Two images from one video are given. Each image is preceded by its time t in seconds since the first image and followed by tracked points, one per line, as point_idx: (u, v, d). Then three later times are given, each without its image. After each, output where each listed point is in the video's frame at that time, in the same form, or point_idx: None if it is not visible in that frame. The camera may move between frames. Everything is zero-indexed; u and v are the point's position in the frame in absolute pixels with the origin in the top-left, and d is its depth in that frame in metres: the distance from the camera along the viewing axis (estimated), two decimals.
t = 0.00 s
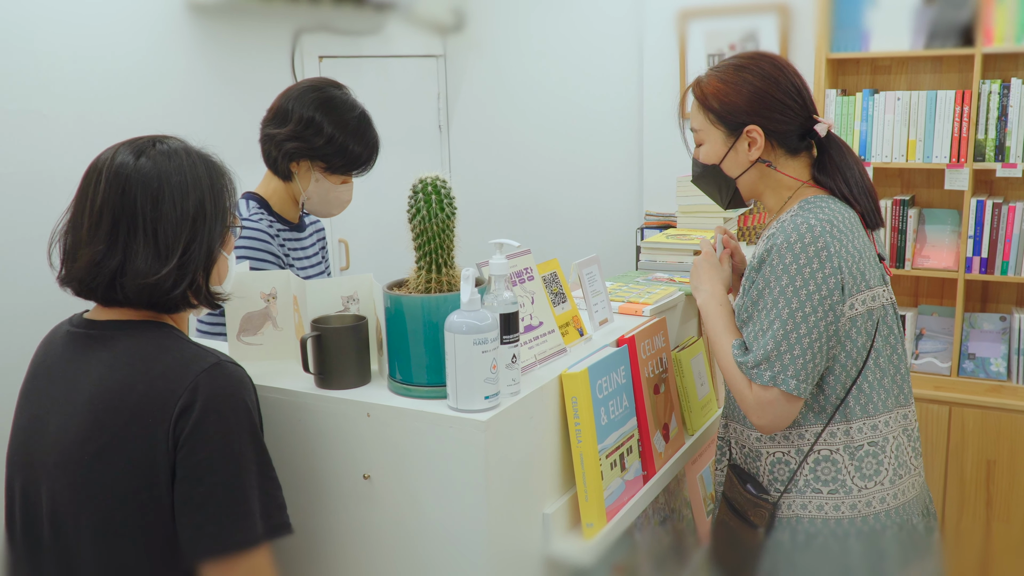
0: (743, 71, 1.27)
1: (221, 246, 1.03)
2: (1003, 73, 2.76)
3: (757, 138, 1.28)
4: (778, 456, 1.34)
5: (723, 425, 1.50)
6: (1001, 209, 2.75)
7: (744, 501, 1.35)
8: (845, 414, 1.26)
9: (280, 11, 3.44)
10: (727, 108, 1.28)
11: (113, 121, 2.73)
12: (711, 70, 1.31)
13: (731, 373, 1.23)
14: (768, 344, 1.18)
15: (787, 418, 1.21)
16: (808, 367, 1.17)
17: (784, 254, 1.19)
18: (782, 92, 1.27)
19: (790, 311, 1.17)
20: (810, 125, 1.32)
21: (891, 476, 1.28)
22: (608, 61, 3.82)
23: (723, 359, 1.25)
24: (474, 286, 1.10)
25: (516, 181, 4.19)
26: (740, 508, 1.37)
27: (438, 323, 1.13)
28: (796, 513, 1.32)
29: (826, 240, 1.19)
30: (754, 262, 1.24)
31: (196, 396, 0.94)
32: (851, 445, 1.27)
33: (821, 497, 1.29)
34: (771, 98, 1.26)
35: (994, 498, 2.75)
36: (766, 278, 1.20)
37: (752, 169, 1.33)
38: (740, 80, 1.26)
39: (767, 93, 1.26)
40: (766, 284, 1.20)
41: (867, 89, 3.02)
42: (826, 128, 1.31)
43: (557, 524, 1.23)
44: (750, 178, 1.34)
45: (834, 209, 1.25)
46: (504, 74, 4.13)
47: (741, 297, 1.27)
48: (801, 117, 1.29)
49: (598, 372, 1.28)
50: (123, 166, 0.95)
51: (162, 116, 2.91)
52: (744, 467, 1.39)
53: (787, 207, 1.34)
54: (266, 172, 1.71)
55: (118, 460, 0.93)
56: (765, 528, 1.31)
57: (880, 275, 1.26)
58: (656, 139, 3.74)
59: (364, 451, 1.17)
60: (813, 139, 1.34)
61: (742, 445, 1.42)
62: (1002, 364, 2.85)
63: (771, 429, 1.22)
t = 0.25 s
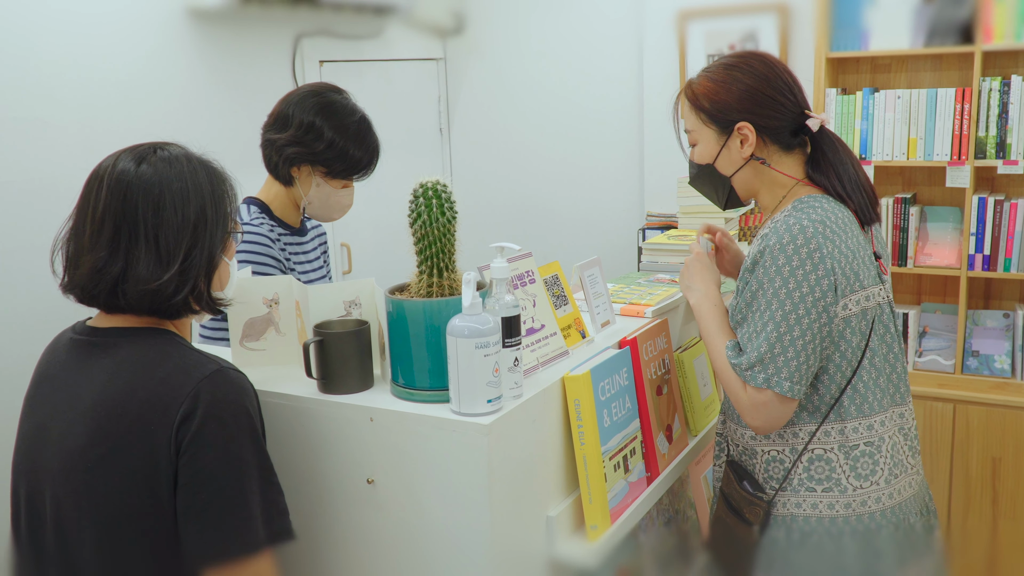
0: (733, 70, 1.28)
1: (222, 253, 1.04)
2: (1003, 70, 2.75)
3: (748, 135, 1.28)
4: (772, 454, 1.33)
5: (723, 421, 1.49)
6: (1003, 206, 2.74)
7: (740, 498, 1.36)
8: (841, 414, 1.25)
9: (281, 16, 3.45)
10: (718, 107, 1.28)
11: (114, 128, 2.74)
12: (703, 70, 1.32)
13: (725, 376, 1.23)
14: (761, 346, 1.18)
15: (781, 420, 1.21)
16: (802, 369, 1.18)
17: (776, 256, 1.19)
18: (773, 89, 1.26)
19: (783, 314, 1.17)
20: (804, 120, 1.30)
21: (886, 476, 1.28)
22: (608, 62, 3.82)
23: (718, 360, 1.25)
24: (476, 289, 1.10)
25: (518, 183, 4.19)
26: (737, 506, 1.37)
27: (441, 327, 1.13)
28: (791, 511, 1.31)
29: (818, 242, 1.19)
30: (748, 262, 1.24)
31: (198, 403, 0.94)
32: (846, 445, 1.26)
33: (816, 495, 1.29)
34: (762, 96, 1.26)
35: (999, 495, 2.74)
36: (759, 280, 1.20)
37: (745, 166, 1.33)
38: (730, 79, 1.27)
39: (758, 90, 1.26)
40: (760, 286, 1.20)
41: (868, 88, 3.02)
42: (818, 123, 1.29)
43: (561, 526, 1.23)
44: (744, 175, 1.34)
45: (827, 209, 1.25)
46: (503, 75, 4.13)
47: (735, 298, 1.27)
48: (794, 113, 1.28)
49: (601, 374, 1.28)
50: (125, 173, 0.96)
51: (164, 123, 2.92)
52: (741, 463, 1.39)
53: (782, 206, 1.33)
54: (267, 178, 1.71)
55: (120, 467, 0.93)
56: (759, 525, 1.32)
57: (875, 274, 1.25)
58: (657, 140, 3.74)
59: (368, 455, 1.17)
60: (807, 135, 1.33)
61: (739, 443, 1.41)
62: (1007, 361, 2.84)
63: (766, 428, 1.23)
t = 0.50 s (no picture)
0: (727, 74, 1.28)
1: (223, 257, 1.04)
2: (1005, 71, 2.75)
3: (741, 138, 1.29)
4: (767, 459, 1.32)
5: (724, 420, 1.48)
6: (1006, 207, 2.74)
7: (737, 500, 1.35)
8: (833, 423, 1.25)
9: (283, 20, 3.45)
10: (711, 111, 1.29)
11: (117, 133, 2.74)
12: (697, 76, 1.32)
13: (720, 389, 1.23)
14: (752, 360, 1.18)
15: (771, 433, 1.22)
16: (792, 383, 1.17)
17: (765, 270, 1.19)
18: (767, 92, 1.27)
19: (772, 329, 1.17)
20: (798, 122, 1.30)
21: (879, 485, 1.26)
22: (610, 65, 3.82)
23: (713, 371, 1.25)
24: (478, 293, 1.10)
25: (521, 186, 4.19)
26: (733, 506, 1.36)
27: (444, 330, 1.13)
28: (783, 516, 1.30)
29: (807, 255, 1.18)
30: (738, 274, 1.23)
31: (200, 410, 0.94)
32: (838, 454, 1.25)
33: (807, 501, 1.28)
34: (756, 99, 1.26)
35: (1004, 497, 2.73)
36: (749, 294, 1.20)
37: (740, 170, 1.33)
38: (723, 83, 1.28)
39: (750, 93, 1.26)
40: (749, 301, 1.20)
41: (870, 89, 3.01)
42: (813, 124, 1.28)
43: (565, 530, 1.22)
44: (739, 179, 1.34)
45: (821, 218, 1.24)
46: (505, 79, 4.13)
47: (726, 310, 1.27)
48: (788, 116, 1.28)
49: (604, 378, 1.28)
50: (127, 177, 0.96)
51: (166, 128, 2.92)
52: (739, 464, 1.38)
53: (777, 212, 1.33)
54: (269, 182, 1.72)
55: (124, 474, 0.93)
56: (754, 529, 1.31)
57: (868, 282, 1.24)
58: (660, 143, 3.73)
59: (371, 460, 1.17)
60: (802, 138, 1.32)
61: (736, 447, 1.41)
62: (1011, 362, 2.83)
63: (758, 439, 1.23)
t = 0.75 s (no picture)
0: (727, 80, 1.28)
1: (227, 263, 1.04)
2: (1007, 71, 2.75)
3: (741, 145, 1.29)
4: (773, 466, 1.33)
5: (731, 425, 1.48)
6: (1010, 208, 2.72)
7: (746, 507, 1.37)
8: (840, 428, 1.25)
9: (285, 26, 3.46)
10: (712, 119, 1.30)
11: (120, 141, 2.75)
12: (699, 82, 1.33)
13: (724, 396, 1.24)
14: (756, 367, 1.18)
15: (778, 439, 1.22)
16: (797, 390, 1.18)
17: (769, 277, 1.19)
18: (768, 98, 1.26)
19: (777, 336, 1.17)
20: (800, 128, 1.30)
21: (887, 490, 1.26)
22: (612, 68, 3.82)
23: (717, 379, 1.25)
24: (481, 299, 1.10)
25: (523, 189, 4.19)
26: (744, 514, 1.38)
27: (447, 335, 1.13)
28: (792, 523, 1.30)
29: (810, 261, 1.18)
30: (742, 281, 1.24)
31: (203, 417, 0.94)
32: (845, 460, 1.25)
33: (814, 509, 1.28)
34: (756, 105, 1.26)
35: (1010, 499, 2.72)
36: (753, 301, 1.20)
37: (741, 176, 1.33)
38: (724, 90, 1.28)
39: (751, 100, 1.26)
40: (753, 308, 1.20)
41: (871, 91, 3.01)
42: (816, 129, 1.28)
43: (570, 534, 1.23)
44: (742, 186, 1.34)
45: (824, 224, 1.24)
46: (507, 82, 4.14)
47: (731, 316, 1.27)
48: (790, 122, 1.28)
49: (608, 382, 1.28)
50: (129, 185, 0.96)
51: (170, 135, 2.93)
52: (746, 471, 1.39)
53: (780, 218, 1.33)
54: (272, 189, 1.72)
55: (126, 481, 0.94)
56: (762, 535, 1.33)
57: (874, 287, 1.24)
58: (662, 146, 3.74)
59: (375, 466, 1.17)
60: (805, 143, 1.32)
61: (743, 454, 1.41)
62: (1016, 363, 2.82)
63: (765, 446, 1.23)
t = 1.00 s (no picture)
0: (740, 83, 1.28)
1: (232, 268, 1.04)
2: (1012, 76, 2.74)
3: (754, 147, 1.29)
4: (785, 470, 1.33)
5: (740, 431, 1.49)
6: (1015, 213, 2.72)
7: (755, 511, 1.36)
8: (853, 431, 1.24)
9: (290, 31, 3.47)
10: (724, 121, 1.29)
11: (125, 147, 2.75)
12: (711, 84, 1.33)
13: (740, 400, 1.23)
14: (774, 369, 1.17)
15: (796, 441, 1.21)
16: (815, 392, 1.17)
17: (786, 277, 1.18)
18: (780, 101, 1.26)
19: (795, 337, 1.17)
20: (813, 131, 1.30)
21: (900, 494, 1.26)
22: (616, 72, 3.83)
23: (732, 380, 1.24)
24: (485, 303, 1.10)
25: (527, 193, 4.20)
26: (751, 518, 1.37)
27: (451, 340, 1.13)
28: (802, 527, 1.30)
29: (827, 263, 1.18)
30: (757, 282, 1.23)
31: (209, 423, 0.94)
32: (858, 463, 1.25)
33: (826, 514, 1.28)
34: (769, 108, 1.26)
35: (1015, 506, 2.71)
36: (769, 302, 1.20)
37: (754, 179, 1.34)
38: (736, 92, 1.28)
39: (764, 102, 1.26)
40: (770, 309, 1.19)
41: (876, 95, 3.01)
42: (828, 132, 1.28)
43: (574, 539, 1.22)
44: (755, 188, 1.35)
45: (840, 227, 1.24)
46: (511, 87, 4.14)
47: (745, 317, 1.27)
48: (802, 124, 1.28)
49: (612, 387, 1.28)
50: (135, 189, 0.96)
51: (174, 140, 2.94)
52: (757, 476, 1.39)
53: (792, 221, 1.33)
54: (276, 193, 1.73)
55: (133, 487, 0.94)
56: (772, 539, 1.32)
57: (888, 291, 1.24)
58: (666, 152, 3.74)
59: (380, 471, 1.17)
60: (818, 146, 1.32)
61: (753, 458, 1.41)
62: (1022, 368, 2.80)
63: (781, 449, 1.22)
